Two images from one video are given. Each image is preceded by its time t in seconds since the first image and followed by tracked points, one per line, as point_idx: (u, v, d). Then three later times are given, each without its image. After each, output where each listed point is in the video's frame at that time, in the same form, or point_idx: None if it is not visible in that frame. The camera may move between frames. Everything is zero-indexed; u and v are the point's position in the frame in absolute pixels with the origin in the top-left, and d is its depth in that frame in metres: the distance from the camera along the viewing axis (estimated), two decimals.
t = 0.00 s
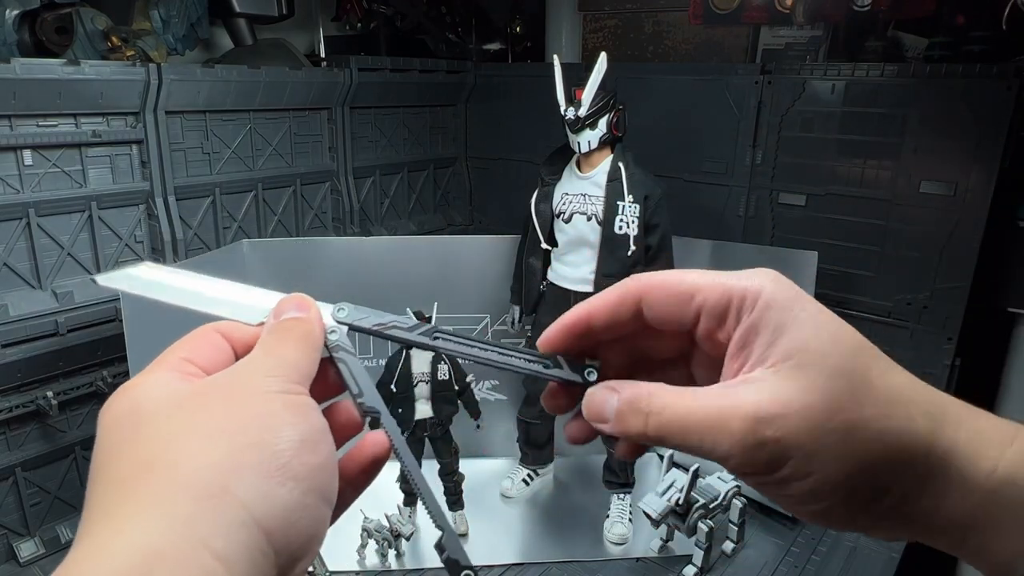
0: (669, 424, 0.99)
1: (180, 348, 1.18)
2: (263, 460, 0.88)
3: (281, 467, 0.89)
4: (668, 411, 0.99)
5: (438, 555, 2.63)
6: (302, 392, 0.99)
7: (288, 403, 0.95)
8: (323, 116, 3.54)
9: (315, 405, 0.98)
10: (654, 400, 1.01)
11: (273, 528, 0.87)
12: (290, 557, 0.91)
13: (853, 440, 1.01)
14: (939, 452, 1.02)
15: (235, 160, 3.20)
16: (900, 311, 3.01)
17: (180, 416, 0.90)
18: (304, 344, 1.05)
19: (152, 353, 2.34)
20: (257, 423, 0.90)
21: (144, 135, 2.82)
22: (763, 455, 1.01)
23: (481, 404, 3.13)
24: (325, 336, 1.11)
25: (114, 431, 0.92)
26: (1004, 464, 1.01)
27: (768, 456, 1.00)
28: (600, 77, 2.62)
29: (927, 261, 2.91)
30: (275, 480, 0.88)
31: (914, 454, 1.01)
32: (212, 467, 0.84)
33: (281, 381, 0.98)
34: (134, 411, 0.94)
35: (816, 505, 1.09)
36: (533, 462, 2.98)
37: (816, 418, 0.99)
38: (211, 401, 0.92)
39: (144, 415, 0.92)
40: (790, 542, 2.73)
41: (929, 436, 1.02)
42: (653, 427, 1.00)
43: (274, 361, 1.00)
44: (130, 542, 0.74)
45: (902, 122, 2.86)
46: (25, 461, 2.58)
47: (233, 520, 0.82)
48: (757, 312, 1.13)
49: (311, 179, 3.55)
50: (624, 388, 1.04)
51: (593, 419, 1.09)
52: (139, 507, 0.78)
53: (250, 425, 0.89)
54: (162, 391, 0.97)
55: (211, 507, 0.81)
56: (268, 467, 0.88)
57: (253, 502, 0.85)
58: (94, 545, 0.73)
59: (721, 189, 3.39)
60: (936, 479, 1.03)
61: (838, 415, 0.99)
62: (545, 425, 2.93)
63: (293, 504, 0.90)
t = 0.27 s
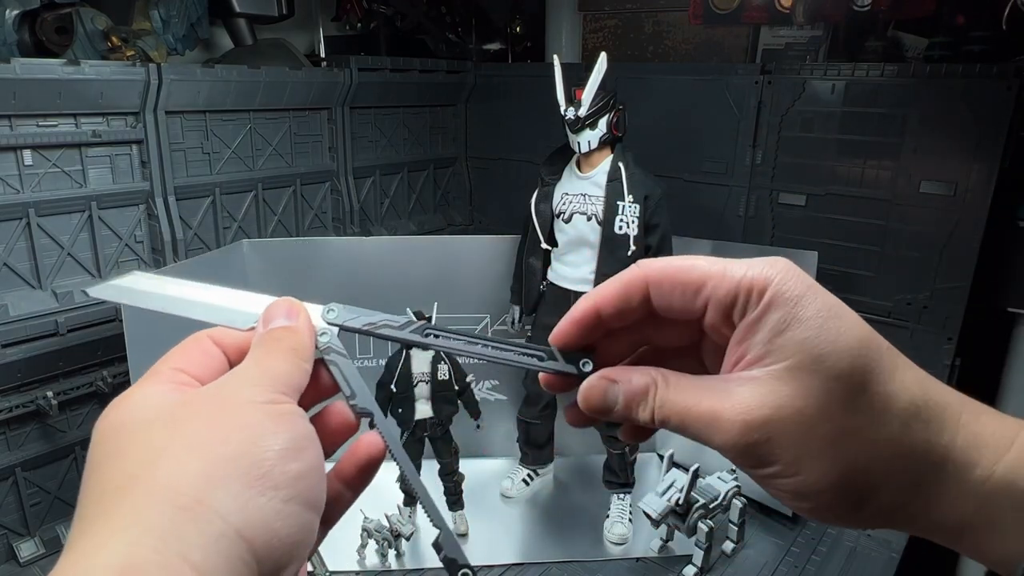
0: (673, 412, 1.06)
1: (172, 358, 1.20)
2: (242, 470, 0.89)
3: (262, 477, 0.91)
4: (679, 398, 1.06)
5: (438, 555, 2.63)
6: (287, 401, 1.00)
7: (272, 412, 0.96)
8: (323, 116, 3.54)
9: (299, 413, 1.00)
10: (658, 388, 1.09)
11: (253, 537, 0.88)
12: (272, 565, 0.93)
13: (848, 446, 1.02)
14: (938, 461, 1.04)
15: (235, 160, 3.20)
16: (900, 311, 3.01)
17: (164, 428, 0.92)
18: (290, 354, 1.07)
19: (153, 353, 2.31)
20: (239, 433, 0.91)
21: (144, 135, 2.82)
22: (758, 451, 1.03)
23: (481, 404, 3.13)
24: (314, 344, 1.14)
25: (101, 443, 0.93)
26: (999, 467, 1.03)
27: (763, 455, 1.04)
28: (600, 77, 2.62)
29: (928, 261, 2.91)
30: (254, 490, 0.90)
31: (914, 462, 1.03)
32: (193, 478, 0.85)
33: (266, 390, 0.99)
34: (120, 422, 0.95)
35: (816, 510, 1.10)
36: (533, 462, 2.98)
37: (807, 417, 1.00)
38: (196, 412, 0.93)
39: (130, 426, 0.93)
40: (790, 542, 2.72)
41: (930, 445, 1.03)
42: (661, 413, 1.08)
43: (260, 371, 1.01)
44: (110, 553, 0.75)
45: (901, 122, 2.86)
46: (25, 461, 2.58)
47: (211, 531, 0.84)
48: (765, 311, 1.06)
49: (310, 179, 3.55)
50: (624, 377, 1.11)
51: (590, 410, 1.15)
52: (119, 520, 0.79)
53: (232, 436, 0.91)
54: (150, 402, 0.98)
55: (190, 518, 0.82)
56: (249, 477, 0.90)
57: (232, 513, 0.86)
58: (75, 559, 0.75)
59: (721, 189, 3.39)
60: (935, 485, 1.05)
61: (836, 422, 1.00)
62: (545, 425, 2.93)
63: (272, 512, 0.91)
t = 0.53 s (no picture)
0: (681, 398, 1.05)
1: (173, 368, 1.20)
2: (229, 474, 0.90)
3: (248, 482, 0.92)
4: (688, 383, 1.05)
5: (438, 555, 2.63)
6: (277, 407, 1.01)
7: (263, 418, 0.98)
8: (323, 116, 3.54)
9: (290, 419, 1.01)
10: (665, 374, 1.08)
11: (238, 542, 0.89)
12: (259, 568, 0.93)
13: (864, 430, 1.00)
14: (948, 448, 1.04)
15: (235, 160, 3.20)
16: (900, 311, 3.01)
17: (153, 433, 0.92)
18: (282, 362, 1.08)
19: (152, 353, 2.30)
20: (229, 438, 0.92)
21: (144, 135, 2.82)
22: (771, 434, 1.02)
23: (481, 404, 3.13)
24: (308, 352, 1.16)
25: (91, 450, 0.94)
26: (1009, 454, 1.04)
27: (775, 438, 1.02)
28: (600, 77, 2.62)
29: (928, 261, 2.90)
30: (239, 495, 0.90)
31: (925, 447, 1.03)
32: (180, 483, 0.85)
33: (257, 396, 1.00)
34: (111, 430, 0.95)
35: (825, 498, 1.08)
36: (533, 462, 2.98)
37: (821, 400, 0.99)
38: (186, 418, 0.94)
39: (120, 434, 0.94)
40: (790, 542, 2.72)
41: (941, 431, 1.03)
42: (668, 400, 1.07)
43: (252, 378, 1.03)
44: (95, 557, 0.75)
45: (901, 122, 2.86)
46: (25, 461, 2.58)
47: (196, 536, 0.84)
48: (775, 292, 1.08)
49: (310, 179, 3.55)
50: (629, 364, 1.11)
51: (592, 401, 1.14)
52: (103, 525, 0.80)
53: (221, 440, 0.92)
54: (141, 411, 0.99)
55: (174, 522, 0.83)
56: (235, 481, 0.90)
57: (215, 518, 0.86)
58: (59, 563, 0.75)
59: (721, 189, 3.39)
60: (942, 473, 1.05)
61: (852, 404, 0.99)
62: (545, 424, 2.93)
63: (257, 515, 0.92)
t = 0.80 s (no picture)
0: (677, 392, 1.05)
1: (174, 378, 1.21)
2: (221, 481, 0.90)
3: (241, 488, 0.91)
4: (683, 377, 1.05)
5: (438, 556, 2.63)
6: (271, 414, 1.01)
7: (257, 424, 0.98)
8: (323, 116, 3.54)
9: (284, 425, 1.01)
10: (660, 368, 1.07)
11: (230, 548, 0.88)
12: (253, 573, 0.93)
13: (861, 425, 1.00)
14: (945, 445, 1.03)
15: (235, 160, 3.20)
16: (900, 311, 3.01)
17: (148, 442, 0.92)
18: (278, 368, 1.09)
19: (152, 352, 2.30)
20: (222, 445, 0.92)
21: (144, 135, 2.82)
22: (766, 428, 1.02)
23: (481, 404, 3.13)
24: (306, 358, 1.17)
25: (87, 460, 0.94)
26: (1007, 452, 1.04)
27: (770, 432, 1.03)
28: (600, 77, 2.62)
29: (928, 261, 2.90)
30: (231, 501, 0.90)
31: (922, 444, 1.02)
32: (171, 489, 0.85)
33: (251, 403, 1.00)
34: (107, 439, 0.96)
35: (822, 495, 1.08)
36: (533, 462, 2.98)
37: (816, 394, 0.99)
38: (180, 426, 0.94)
39: (115, 443, 0.94)
40: (790, 542, 2.72)
41: (939, 428, 1.02)
42: (665, 394, 1.06)
43: (247, 385, 1.03)
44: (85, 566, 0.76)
45: (902, 122, 2.86)
46: (25, 461, 2.58)
47: (187, 543, 0.84)
48: (770, 286, 1.08)
49: (311, 179, 3.55)
50: (624, 360, 1.09)
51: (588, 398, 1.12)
52: (94, 535, 0.80)
53: (214, 447, 0.92)
54: (137, 420, 0.99)
55: (165, 530, 0.82)
56: (228, 487, 0.90)
57: (207, 523, 0.86)
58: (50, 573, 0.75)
59: (721, 189, 3.39)
60: (940, 470, 1.05)
61: (847, 398, 0.99)
62: (545, 424, 2.93)
63: (249, 522, 0.91)
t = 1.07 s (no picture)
0: (670, 390, 1.05)
1: (170, 379, 1.20)
2: (219, 480, 0.90)
3: (238, 487, 0.92)
4: (677, 375, 1.05)
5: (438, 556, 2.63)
6: (268, 414, 1.02)
7: (254, 424, 0.98)
8: (322, 116, 3.54)
9: (281, 425, 1.02)
10: (654, 367, 1.08)
11: (226, 547, 0.89)
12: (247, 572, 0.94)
13: (850, 423, 1.00)
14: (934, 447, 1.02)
15: (235, 160, 3.20)
16: (900, 311, 3.01)
17: (145, 441, 0.92)
18: (276, 369, 1.09)
19: (152, 352, 2.31)
20: (220, 444, 0.93)
21: (144, 135, 2.82)
22: (757, 425, 1.02)
23: (481, 404, 3.13)
24: (304, 360, 1.18)
25: (84, 459, 0.94)
26: (996, 457, 1.00)
27: (760, 429, 1.03)
28: (600, 77, 2.62)
29: (928, 261, 2.91)
30: (228, 500, 0.90)
31: (913, 444, 1.01)
32: (168, 488, 0.85)
33: (249, 403, 1.01)
34: (103, 437, 0.95)
35: (812, 493, 1.08)
36: (533, 462, 2.98)
37: (806, 392, 0.99)
38: (178, 425, 0.94)
39: (112, 441, 0.94)
40: (790, 542, 2.73)
41: (929, 428, 1.01)
42: (657, 393, 1.06)
43: (245, 385, 1.04)
44: (83, 564, 0.75)
45: (902, 122, 2.86)
46: (25, 461, 2.58)
47: (186, 541, 0.84)
48: (766, 288, 1.09)
49: (310, 179, 3.55)
50: (619, 360, 1.10)
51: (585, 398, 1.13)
52: (93, 532, 0.79)
53: (212, 447, 0.92)
54: (133, 419, 0.99)
55: (163, 529, 0.83)
56: (225, 487, 0.91)
57: (204, 522, 0.87)
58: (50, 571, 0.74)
59: (721, 189, 3.39)
60: (933, 476, 1.03)
61: (837, 396, 0.99)
62: (545, 425, 2.94)
63: (245, 521, 0.92)
